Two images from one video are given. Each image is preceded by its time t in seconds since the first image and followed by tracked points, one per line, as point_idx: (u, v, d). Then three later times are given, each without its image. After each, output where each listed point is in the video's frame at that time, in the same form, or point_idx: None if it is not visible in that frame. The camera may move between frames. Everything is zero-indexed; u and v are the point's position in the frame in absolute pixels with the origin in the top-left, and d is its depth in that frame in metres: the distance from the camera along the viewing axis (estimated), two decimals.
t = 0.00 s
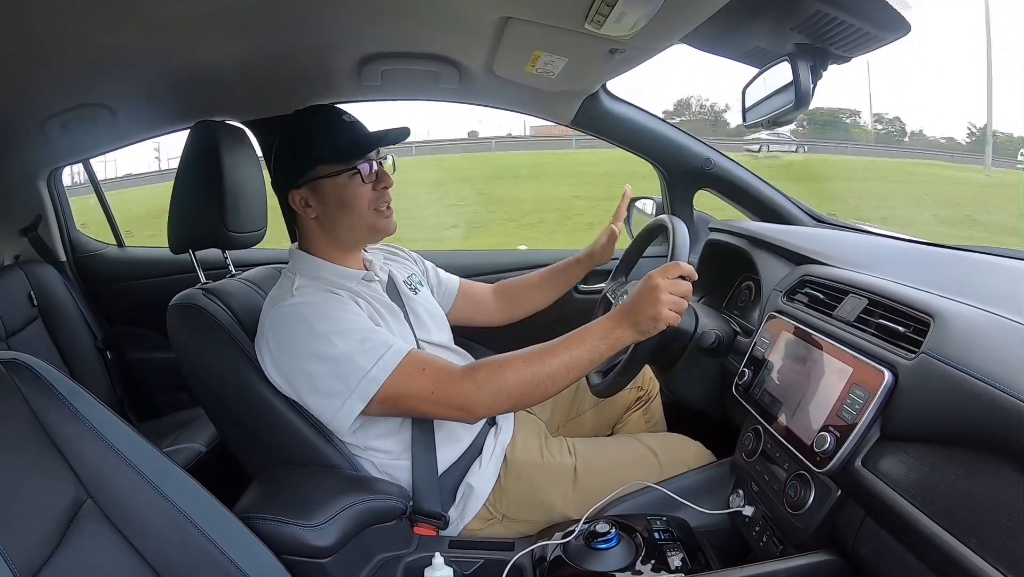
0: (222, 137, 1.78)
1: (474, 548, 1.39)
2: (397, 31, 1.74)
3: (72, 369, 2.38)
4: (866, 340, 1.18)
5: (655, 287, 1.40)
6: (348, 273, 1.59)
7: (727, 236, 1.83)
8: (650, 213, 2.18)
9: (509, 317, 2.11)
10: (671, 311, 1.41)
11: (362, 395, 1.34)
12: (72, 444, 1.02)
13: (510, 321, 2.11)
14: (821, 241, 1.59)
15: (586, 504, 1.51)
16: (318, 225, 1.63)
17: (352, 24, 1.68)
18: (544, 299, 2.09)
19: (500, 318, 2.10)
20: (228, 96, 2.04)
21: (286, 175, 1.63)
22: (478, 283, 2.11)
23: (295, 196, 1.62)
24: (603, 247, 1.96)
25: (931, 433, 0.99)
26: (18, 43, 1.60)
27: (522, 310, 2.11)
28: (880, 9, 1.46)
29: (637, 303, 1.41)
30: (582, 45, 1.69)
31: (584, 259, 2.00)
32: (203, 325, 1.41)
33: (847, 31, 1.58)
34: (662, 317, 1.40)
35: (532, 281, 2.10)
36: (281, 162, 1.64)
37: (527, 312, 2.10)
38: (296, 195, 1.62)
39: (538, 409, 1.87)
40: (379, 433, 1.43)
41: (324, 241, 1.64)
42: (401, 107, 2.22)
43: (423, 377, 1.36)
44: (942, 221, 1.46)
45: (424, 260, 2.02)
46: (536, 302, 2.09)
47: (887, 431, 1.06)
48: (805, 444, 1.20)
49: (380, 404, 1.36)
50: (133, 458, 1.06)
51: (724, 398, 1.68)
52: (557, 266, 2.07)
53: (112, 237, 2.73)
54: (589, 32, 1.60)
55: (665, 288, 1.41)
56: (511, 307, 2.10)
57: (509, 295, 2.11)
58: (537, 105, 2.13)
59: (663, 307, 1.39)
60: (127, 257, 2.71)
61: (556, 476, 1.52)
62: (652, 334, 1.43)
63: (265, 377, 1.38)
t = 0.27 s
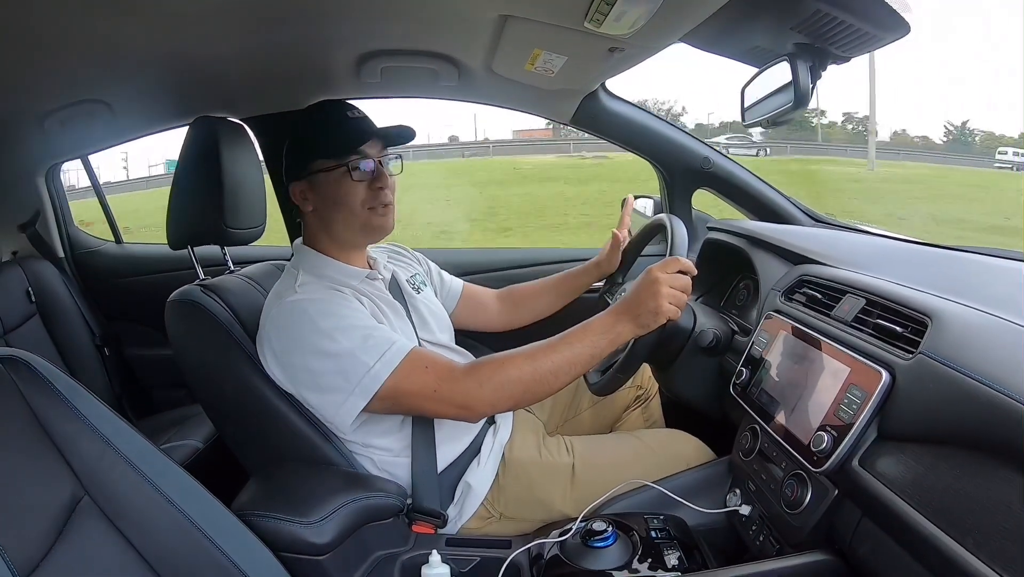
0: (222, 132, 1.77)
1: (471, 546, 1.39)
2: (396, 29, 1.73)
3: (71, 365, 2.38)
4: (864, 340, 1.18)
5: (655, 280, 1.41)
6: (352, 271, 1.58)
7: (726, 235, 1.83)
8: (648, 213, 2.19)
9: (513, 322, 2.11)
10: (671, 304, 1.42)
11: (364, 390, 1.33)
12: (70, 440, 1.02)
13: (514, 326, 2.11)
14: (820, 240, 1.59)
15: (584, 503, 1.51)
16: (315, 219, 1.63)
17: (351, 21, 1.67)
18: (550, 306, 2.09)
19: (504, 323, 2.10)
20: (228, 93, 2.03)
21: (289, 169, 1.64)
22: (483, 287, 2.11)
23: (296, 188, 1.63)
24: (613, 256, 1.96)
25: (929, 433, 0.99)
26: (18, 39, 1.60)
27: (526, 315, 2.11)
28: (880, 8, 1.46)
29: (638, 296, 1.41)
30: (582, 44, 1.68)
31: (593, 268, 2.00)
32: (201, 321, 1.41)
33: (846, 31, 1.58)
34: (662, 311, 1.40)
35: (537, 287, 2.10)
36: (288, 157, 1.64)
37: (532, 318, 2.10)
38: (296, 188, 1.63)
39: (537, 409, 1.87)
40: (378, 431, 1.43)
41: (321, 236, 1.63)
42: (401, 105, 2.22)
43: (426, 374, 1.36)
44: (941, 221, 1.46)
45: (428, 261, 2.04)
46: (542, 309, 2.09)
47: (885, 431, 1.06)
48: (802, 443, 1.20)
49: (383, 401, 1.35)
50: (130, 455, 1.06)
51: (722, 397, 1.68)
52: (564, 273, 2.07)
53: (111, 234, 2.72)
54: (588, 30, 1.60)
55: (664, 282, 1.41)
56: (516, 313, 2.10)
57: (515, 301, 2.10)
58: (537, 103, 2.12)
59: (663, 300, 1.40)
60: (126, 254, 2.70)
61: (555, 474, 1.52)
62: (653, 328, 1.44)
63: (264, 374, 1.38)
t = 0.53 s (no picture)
0: (221, 130, 1.77)
1: (469, 545, 1.39)
2: (395, 27, 1.73)
3: (68, 364, 2.38)
4: (862, 340, 1.18)
5: (652, 285, 1.41)
6: (351, 271, 1.58)
7: (724, 235, 1.83)
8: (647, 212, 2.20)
9: (513, 317, 2.11)
10: (667, 309, 1.42)
11: (361, 395, 1.34)
12: (67, 439, 1.02)
13: (513, 321, 2.12)
14: (819, 240, 1.59)
15: (582, 502, 1.52)
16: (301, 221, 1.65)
17: (350, 19, 1.67)
18: (549, 301, 2.08)
19: (504, 318, 2.11)
20: (226, 91, 2.03)
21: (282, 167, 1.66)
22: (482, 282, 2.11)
23: (287, 187, 1.65)
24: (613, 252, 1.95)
25: (927, 433, 0.99)
26: (16, 37, 1.60)
27: (526, 310, 2.11)
28: (879, 8, 1.46)
29: (634, 301, 1.41)
30: (581, 43, 1.68)
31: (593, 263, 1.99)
32: (199, 320, 1.40)
33: (845, 31, 1.58)
34: (658, 315, 1.40)
35: (536, 282, 2.10)
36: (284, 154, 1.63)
37: (531, 313, 2.10)
38: (288, 187, 1.65)
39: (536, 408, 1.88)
40: (376, 430, 1.43)
41: (307, 237, 1.65)
42: (400, 104, 2.22)
43: (424, 379, 1.35)
44: (939, 221, 1.47)
45: (428, 257, 2.02)
46: (541, 304, 2.09)
47: (883, 430, 1.06)
48: (800, 443, 1.20)
49: (379, 405, 1.35)
50: (128, 453, 1.06)
51: (720, 396, 1.69)
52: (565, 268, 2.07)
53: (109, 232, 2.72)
54: (587, 30, 1.60)
55: (661, 286, 1.41)
56: (515, 308, 2.10)
57: (514, 295, 2.10)
58: (536, 102, 2.12)
59: (659, 306, 1.40)
60: (124, 253, 2.70)
61: (553, 473, 1.52)
62: (649, 332, 1.44)
63: (262, 373, 1.38)
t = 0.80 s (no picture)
0: (221, 133, 1.77)
1: (469, 548, 1.39)
2: (393, 30, 1.73)
3: (67, 368, 2.37)
4: (862, 342, 1.18)
5: (650, 290, 1.41)
6: (352, 276, 1.58)
7: (723, 238, 1.83)
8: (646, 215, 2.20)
9: (512, 319, 2.11)
10: (665, 314, 1.42)
11: (362, 401, 1.34)
12: (66, 442, 1.02)
13: (513, 323, 2.12)
14: (819, 243, 1.60)
15: (582, 505, 1.51)
16: (311, 226, 1.64)
17: (349, 23, 1.68)
18: (549, 304, 2.09)
19: (504, 319, 2.11)
20: (225, 94, 2.03)
21: (286, 173, 1.64)
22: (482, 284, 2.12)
23: (293, 193, 1.63)
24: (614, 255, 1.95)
25: (927, 435, 0.99)
26: (16, 41, 1.60)
27: (525, 312, 2.11)
28: (878, 11, 1.46)
29: (632, 306, 1.41)
30: (580, 46, 1.68)
31: (594, 267, 1.99)
32: (198, 324, 1.40)
33: (843, 34, 1.58)
34: (656, 321, 1.40)
35: (537, 284, 2.10)
36: (286, 160, 1.64)
37: (532, 316, 2.10)
38: (294, 193, 1.63)
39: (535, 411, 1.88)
40: (375, 434, 1.42)
41: (318, 242, 1.64)
42: (399, 107, 2.22)
43: (424, 386, 1.35)
44: (938, 223, 1.47)
45: (426, 262, 2.02)
46: (542, 307, 2.09)
47: (883, 432, 1.06)
48: (799, 446, 1.21)
49: (379, 411, 1.35)
50: (127, 456, 1.06)
51: (720, 399, 1.68)
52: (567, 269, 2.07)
53: (107, 235, 2.72)
54: (586, 33, 1.60)
55: (659, 291, 1.42)
56: (515, 309, 2.10)
57: (513, 297, 2.11)
58: (535, 105, 2.12)
59: (657, 311, 1.40)
60: (124, 257, 2.70)
61: (553, 476, 1.52)
62: (648, 337, 1.44)
63: (262, 376, 1.38)
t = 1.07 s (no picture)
0: (222, 136, 1.78)
1: (471, 549, 1.39)
2: (395, 32, 1.73)
3: (70, 369, 2.38)
4: (864, 343, 1.18)
5: (652, 292, 1.41)
6: (353, 275, 1.58)
7: (725, 239, 1.83)
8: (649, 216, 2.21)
9: (514, 321, 2.12)
10: (667, 316, 1.42)
11: (364, 401, 1.34)
12: (69, 444, 1.02)
13: (514, 325, 2.12)
14: (821, 243, 1.59)
15: (584, 506, 1.51)
16: (321, 222, 1.63)
17: (350, 24, 1.68)
18: (551, 305, 2.08)
19: (505, 321, 2.11)
20: (227, 96, 2.03)
21: (291, 173, 1.63)
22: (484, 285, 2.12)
23: (299, 192, 1.62)
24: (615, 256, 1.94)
25: (929, 435, 0.99)
26: (19, 43, 1.60)
27: (526, 314, 2.11)
28: (879, 10, 1.46)
29: (634, 308, 1.41)
30: (582, 47, 1.68)
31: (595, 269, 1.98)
32: (201, 325, 1.41)
33: (846, 35, 1.57)
34: (658, 322, 1.40)
35: (538, 286, 2.09)
36: (286, 159, 1.64)
37: (533, 317, 2.10)
38: (300, 192, 1.62)
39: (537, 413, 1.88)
40: (378, 435, 1.42)
41: (328, 239, 1.63)
42: (401, 108, 2.22)
43: (426, 386, 1.35)
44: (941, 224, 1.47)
45: (427, 262, 2.02)
46: (543, 308, 2.09)
47: (885, 433, 1.06)
48: (802, 447, 1.20)
49: (381, 411, 1.35)
50: (129, 457, 1.06)
51: (722, 400, 1.68)
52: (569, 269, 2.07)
53: (110, 237, 2.73)
54: (588, 34, 1.61)
55: (661, 293, 1.41)
56: (516, 311, 2.10)
57: (514, 298, 2.11)
58: (537, 107, 2.12)
59: (659, 313, 1.40)
60: (126, 258, 2.71)
61: (555, 477, 1.52)
62: (649, 339, 1.44)
63: (263, 378, 1.38)
